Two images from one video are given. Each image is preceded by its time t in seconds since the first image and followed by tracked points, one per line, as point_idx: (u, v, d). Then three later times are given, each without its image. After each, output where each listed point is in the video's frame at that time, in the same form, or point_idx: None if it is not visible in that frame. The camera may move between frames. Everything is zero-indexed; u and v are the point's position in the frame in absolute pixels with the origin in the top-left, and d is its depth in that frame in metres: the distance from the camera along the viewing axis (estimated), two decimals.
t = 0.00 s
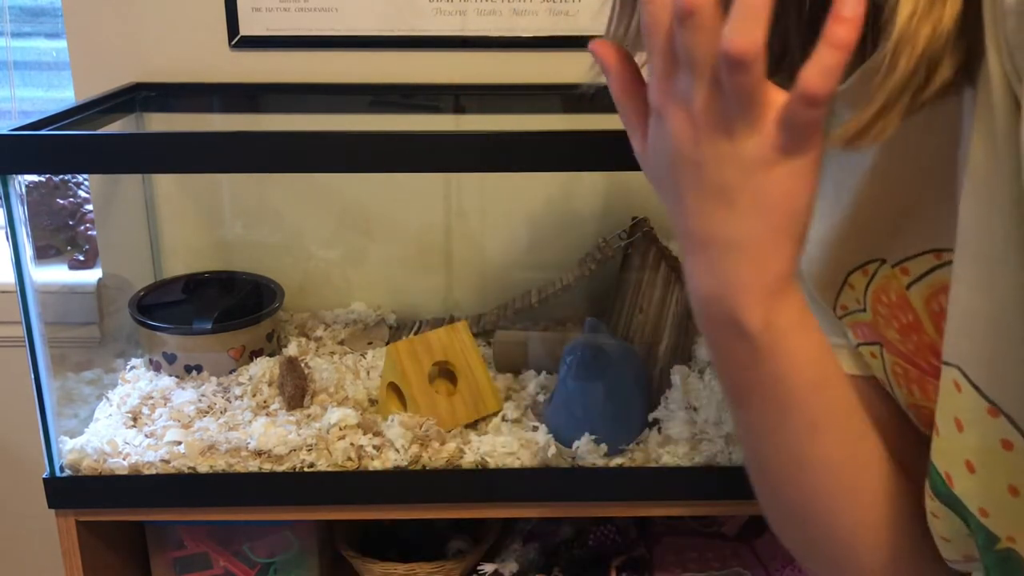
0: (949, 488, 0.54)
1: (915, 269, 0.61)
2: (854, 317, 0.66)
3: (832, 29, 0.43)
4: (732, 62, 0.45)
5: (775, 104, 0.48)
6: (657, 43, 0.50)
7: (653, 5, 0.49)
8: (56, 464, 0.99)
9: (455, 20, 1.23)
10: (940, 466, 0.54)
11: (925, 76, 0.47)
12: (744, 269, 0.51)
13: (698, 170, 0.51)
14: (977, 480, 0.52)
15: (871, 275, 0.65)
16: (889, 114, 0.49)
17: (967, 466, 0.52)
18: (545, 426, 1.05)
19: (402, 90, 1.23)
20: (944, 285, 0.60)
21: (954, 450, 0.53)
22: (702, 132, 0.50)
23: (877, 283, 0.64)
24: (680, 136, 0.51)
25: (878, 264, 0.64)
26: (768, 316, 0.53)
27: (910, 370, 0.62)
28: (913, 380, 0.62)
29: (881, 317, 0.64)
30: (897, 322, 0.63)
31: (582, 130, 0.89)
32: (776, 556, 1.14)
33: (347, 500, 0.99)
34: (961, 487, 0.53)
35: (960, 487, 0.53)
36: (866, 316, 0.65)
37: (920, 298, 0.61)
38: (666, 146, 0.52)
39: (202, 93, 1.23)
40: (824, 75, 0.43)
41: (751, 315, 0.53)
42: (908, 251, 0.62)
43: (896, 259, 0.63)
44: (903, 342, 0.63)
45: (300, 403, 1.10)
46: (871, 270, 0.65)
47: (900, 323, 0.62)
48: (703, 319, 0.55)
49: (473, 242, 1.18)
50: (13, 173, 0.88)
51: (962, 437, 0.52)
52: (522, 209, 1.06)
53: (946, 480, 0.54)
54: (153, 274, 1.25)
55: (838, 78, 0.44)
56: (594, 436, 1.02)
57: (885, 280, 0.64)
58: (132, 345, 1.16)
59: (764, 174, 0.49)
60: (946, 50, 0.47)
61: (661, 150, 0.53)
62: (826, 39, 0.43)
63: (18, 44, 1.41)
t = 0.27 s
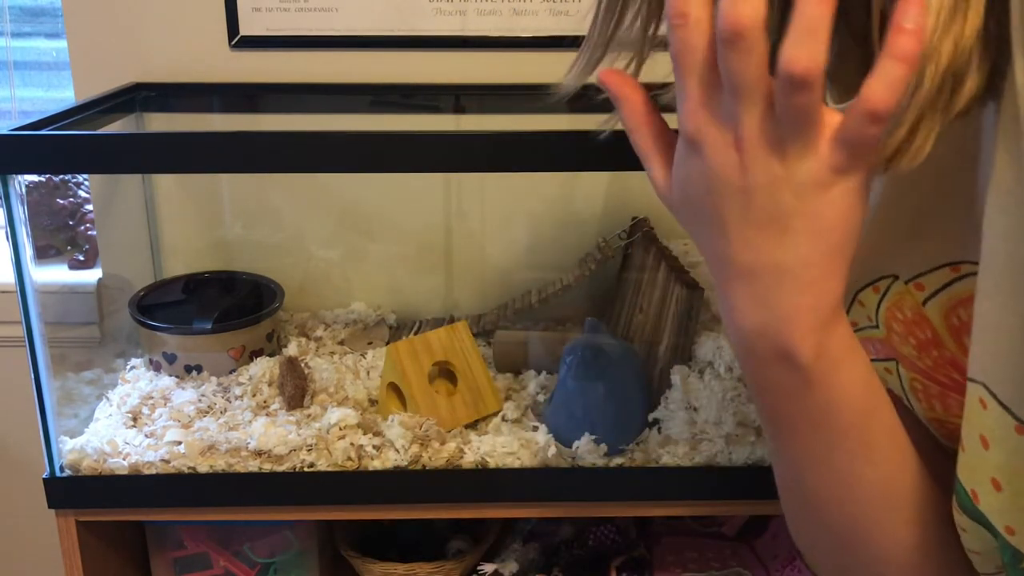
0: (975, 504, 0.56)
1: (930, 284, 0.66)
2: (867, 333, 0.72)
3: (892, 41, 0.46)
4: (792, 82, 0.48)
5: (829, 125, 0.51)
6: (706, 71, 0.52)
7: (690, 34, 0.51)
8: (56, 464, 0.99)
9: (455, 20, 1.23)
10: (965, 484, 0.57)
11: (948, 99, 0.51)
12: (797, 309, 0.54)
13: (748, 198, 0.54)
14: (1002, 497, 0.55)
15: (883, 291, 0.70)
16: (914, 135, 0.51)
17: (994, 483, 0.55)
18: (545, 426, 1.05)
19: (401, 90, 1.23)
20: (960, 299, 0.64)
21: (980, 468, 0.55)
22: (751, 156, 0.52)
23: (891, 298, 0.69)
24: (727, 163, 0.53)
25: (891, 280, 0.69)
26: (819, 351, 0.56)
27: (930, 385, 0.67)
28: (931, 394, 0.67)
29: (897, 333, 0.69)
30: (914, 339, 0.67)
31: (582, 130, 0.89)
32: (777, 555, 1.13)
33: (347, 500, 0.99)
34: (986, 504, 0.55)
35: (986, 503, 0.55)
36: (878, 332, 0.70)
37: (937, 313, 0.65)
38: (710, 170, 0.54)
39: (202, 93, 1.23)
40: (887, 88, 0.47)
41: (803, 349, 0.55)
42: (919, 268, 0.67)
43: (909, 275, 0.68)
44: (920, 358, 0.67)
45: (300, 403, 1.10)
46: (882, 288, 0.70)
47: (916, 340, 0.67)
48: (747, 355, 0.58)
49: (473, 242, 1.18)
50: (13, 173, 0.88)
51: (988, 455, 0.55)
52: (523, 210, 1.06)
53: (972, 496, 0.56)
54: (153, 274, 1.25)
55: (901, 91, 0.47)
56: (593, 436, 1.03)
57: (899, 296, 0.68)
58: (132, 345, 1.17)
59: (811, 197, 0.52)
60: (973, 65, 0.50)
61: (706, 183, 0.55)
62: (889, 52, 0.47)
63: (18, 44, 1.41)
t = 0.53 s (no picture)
0: (991, 512, 0.54)
1: (942, 287, 0.65)
2: (873, 337, 0.71)
3: (886, 56, 0.43)
4: (785, 101, 0.45)
5: (828, 141, 0.47)
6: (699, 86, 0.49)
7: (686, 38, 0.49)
8: (56, 464, 0.99)
9: (455, 20, 1.23)
10: (981, 491, 0.55)
11: (961, 107, 0.50)
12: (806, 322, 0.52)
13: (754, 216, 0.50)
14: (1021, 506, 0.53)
15: (892, 294, 0.70)
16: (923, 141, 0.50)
17: (1013, 492, 0.53)
18: (545, 426, 1.05)
19: (401, 90, 1.23)
20: (973, 301, 0.63)
21: (1000, 476, 0.53)
22: (755, 174, 0.49)
23: (902, 300, 0.69)
24: (726, 179, 0.50)
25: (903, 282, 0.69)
26: (826, 358, 0.54)
27: (939, 389, 0.65)
28: (939, 398, 0.65)
29: (907, 337, 0.68)
30: (924, 342, 0.66)
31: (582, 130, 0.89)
32: (777, 555, 1.13)
33: (347, 500, 0.99)
34: (1004, 512, 0.53)
35: (1004, 513, 0.53)
36: (886, 335, 0.70)
37: (949, 315, 0.65)
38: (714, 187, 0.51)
39: (202, 93, 1.23)
40: (878, 106, 0.43)
41: (809, 356, 0.53)
42: (934, 271, 0.66)
43: (923, 277, 0.67)
44: (929, 362, 0.66)
45: (300, 403, 1.10)
46: (892, 290, 0.70)
47: (926, 342, 0.66)
48: (756, 354, 0.55)
49: (473, 242, 1.18)
50: (13, 173, 0.88)
51: (1008, 463, 0.53)
52: (523, 210, 1.06)
53: (989, 505, 0.54)
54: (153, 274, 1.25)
55: (894, 109, 0.43)
56: (594, 436, 1.03)
57: (910, 299, 0.68)
58: (132, 345, 1.17)
59: (817, 214, 0.48)
60: (987, 69, 0.48)
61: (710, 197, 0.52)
62: (882, 68, 0.43)
63: (18, 44, 1.41)
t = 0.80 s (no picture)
0: (989, 507, 0.53)
1: (952, 280, 0.63)
2: (876, 327, 0.69)
3: (817, 17, 0.44)
4: (733, 62, 0.45)
5: (776, 105, 0.47)
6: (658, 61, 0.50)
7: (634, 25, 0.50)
8: (56, 464, 0.99)
9: (455, 20, 1.23)
10: (977, 485, 0.53)
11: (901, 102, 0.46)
12: (771, 293, 0.51)
13: (707, 185, 0.50)
14: (1018, 501, 0.51)
15: (899, 287, 0.67)
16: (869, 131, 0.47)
17: (1012, 488, 0.51)
18: (545, 426, 1.05)
19: (401, 90, 1.23)
20: (981, 297, 0.60)
21: (994, 468, 0.52)
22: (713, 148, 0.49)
23: (908, 292, 0.66)
24: (681, 154, 0.50)
25: (910, 273, 0.66)
26: (798, 330, 0.52)
27: (942, 384, 0.63)
28: (942, 392, 0.63)
29: (912, 329, 0.66)
30: (928, 335, 0.64)
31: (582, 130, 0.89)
32: (777, 555, 1.13)
33: (346, 500, 0.99)
34: (1001, 507, 0.52)
35: (1001, 508, 0.52)
36: (890, 328, 0.67)
37: (955, 309, 0.62)
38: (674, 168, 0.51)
39: (201, 93, 1.23)
40: (822, 64, 0.43)
41: (780, 329, 0.51)
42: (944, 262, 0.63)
43: (932, 270, 0.64)
44: (932, 356, 0.64)
45: (300, 403, 1.10)
46: (899, 282, 0.67)
47: (931, 335, 0.64)
48: (730, 340, 0.53)
49: (472, 242, 1.18)
50: (13, 173, 0.88)
51: (1007, 459, 0.51)
52: (523, 209, 1.06)
53: (987, 500, 0.53)
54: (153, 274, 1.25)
55: (834, 66, 0.44)
56: (594, 436, 1.03)
57: (918, 291, 0.65)
58: (132, 346, 1.17)
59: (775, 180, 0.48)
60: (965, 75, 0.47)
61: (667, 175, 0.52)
62: (817, 25, 0.44)
63: (18, 44, 1.41)
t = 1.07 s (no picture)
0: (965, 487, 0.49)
1: (958, 264, 0.57)
2: (881, 306, 0.64)
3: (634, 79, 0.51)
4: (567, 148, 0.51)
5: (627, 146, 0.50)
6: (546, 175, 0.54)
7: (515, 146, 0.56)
8: (56, 464, 0.99)
9: (455, 20, 1.23)
10: (959, 464, 0.49)
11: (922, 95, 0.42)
12: (656, 387, 0.58)
13: (591, 296, 0.54)
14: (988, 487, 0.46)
15: (907, 266, 0.61)
16: (872, 119, 0.44)
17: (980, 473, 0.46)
18: (545, 426, 1.05)
19: (401, 90, 1.23)
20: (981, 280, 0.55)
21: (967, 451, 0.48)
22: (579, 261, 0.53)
23: (913, 272, 0.60)
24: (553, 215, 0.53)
25: (915, 253, 0.60)
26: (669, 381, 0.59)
27: (944, 363, 0.59)
28: (943, 371, 0.59)
29: (916, 310, 0.61)
30: (932, 315, 0.59)
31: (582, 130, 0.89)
32: (777, 555, 1.14)
33: (346, 500, 0.99)
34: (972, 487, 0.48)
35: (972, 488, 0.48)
36: (895, 308, 0.63)
37: (956, 292, 0.57)
38: (560, 278, 0.55)
39: (201, 93, 1.23)
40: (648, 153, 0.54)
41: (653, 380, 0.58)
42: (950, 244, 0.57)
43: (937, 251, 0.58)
44: (936, 337, 0.59)
45: (300, 403, 1.10)
46: (906, 262, 0.61)
47: (936, 316, 0.59)
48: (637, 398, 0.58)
49: (472, 242, 1.19)
50: (13, 173, 0.88)
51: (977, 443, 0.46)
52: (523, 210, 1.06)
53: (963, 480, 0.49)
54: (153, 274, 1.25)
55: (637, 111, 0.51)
56: (594, 436, 1.01)
57: (922, 273, 0.60)
58: (132, 345, 1.17)
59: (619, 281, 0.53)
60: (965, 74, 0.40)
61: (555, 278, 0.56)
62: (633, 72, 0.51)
63: (18, 44, 1.41)
